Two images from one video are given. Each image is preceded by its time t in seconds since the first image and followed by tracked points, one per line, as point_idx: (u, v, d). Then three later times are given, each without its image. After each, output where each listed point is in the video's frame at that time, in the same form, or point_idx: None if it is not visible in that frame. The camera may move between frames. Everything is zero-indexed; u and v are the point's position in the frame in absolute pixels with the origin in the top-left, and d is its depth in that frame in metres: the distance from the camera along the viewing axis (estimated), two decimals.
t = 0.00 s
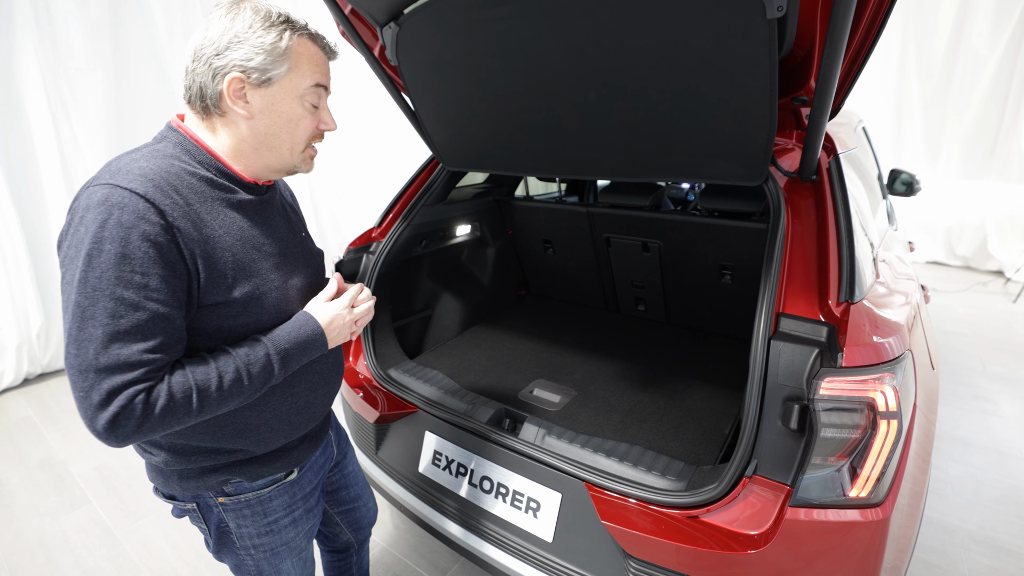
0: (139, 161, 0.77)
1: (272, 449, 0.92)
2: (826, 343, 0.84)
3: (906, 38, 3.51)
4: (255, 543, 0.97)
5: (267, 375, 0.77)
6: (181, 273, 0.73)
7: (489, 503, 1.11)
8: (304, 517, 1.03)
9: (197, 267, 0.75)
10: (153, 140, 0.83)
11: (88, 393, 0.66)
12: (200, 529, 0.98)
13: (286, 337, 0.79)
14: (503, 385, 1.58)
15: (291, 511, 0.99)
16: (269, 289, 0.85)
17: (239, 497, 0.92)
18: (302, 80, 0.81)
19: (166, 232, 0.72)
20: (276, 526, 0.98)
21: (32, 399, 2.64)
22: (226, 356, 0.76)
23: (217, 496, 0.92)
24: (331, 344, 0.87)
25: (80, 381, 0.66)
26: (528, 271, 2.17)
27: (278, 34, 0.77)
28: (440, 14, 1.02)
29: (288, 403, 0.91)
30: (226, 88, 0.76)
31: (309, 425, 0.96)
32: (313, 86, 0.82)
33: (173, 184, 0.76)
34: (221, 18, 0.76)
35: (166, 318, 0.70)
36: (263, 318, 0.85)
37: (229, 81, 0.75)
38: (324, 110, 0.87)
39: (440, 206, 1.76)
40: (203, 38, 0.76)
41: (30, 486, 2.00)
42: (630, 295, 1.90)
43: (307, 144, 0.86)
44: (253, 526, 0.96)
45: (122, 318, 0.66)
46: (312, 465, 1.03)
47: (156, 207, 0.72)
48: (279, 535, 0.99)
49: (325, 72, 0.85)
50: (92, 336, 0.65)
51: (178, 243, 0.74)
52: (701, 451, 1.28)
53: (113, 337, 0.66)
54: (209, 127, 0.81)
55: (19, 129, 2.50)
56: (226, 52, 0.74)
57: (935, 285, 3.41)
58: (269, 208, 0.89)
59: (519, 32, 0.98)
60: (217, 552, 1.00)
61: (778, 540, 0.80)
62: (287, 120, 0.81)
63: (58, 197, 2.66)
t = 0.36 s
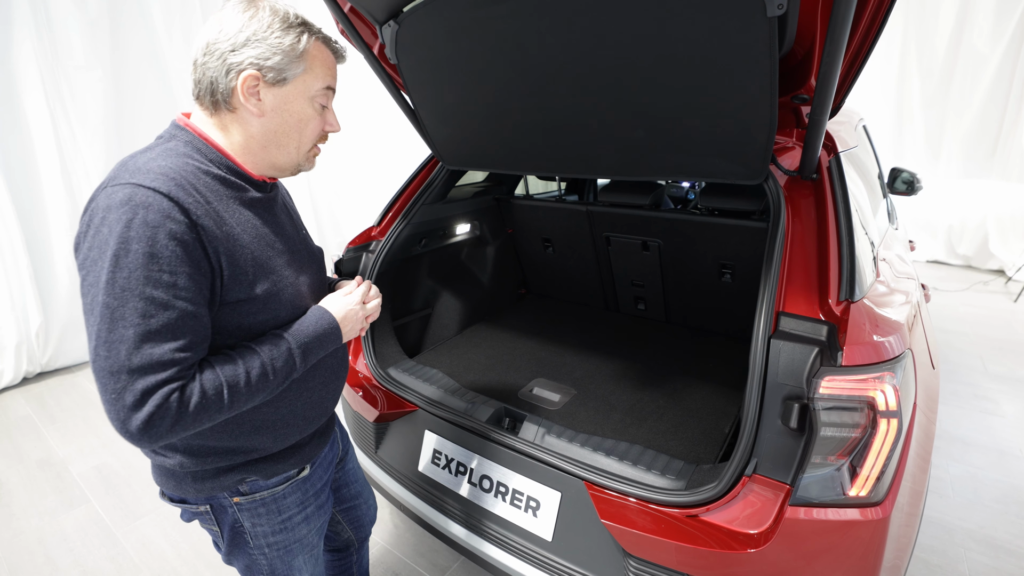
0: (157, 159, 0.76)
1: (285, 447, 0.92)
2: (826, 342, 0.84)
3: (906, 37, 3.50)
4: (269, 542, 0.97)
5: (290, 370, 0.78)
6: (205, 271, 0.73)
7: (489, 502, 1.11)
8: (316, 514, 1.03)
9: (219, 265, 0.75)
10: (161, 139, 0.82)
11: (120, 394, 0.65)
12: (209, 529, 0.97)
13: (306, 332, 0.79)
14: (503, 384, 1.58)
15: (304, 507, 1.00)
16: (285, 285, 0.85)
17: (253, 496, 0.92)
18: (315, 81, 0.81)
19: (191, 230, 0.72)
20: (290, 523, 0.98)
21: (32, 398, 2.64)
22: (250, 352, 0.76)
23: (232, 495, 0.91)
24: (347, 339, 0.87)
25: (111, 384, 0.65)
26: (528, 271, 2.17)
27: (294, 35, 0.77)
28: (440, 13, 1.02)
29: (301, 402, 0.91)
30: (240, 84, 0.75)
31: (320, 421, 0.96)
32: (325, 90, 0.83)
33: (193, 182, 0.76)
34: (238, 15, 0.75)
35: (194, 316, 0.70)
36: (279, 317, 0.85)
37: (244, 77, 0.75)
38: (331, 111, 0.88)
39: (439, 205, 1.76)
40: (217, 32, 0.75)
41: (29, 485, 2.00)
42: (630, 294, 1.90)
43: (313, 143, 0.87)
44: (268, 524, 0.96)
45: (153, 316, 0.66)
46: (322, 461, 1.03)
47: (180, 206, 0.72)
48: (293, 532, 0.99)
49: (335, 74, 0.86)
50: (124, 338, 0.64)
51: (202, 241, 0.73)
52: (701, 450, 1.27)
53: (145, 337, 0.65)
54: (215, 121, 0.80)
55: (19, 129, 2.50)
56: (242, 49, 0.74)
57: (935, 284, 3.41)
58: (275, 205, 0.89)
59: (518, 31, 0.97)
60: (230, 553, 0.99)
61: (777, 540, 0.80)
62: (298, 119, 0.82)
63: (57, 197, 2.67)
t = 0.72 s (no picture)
0: (151, 164, 0.76)
1: (286, 450, 0.92)
2: (825, 341, 0.84)
3: (905, 36, 3.51)
4: (271, 545, 0.97)
5: (289, 378, 0.78)
6: (200, 277, 0.73)
7: (489, 501, 1.11)
8: (318, 516, 1.03)
9: (215, 271, 0.75)
10: (156, 141, 0.82)
11: (113, 404, 0.65)
12: (211, 532, 0.98)
13: (305, 339, 0.79)
14: (503, 383, 1.58)
15: (306, 510, 1.00)
16: (283, 290, 0.85)
17: (255, 499, 0.92)
18: (327, 91, 0.82)
19: (185, 237, 0.72)
20: (292, 527, 0.98)
21: (32, 397, 2.64)
22: (247, 360, 0.76)
23: (233, 498, 0.91)
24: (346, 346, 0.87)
25: (105, 393, 0.65)
26: (527, 270, 2.17)
27: (309, 44, 0.78)
28: (439, 12, 1.02)
29: (304, 403, 0.91)
30: (252, 90, 0.76)
31: (321, 423, 0.96)
32: (336, 100, 0.84)
33: (186, 187, 0.76)
34: (255, 20, 0.76)
35: (188, 324, 0.70)
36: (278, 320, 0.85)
37: (257, 84, 0.75)
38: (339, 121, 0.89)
39: (439, 204, 1.77)
40: (232, 36, 0.75)
41: (29, 483, 2.00)
42: (630, 293, 1.90)
43: (319, 151, 0.87)
44: (269, 527, 0.96)
45: (146, 326, 0.66)
46: (323, 464, 1.03)
47: (173, 212, 0.72)
48: (295, 535, 0.99)
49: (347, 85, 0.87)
50: (117, 347, 0.65)
51: (197, 247, 0.74)
52: (701, 449, 1.27)
53: (138, 347, 0.65)
54: (222, 123, 0.80)
55: (19, 129, 2.50)
56: (257, 56, 0.75)
57: (934, 283, 3.42)
58: (273, 207, 0.89)
59: (518, 30, 0.97)
60: (231, 556, 1.00)
61: (776, 537, 0.80)
62: (306, 128, 0.82)
63: (57, 196, 2.66)
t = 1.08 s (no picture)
0: (134, 159, 0.76)
1: (284, 453, 0.92)
2: (825, 340, 0.84)
3: (905, 36, 3.50)
4: (270, 548, 0.97)
5: (276, 383, 0.76)
6: (180, 273, 0.72)
7: (489, 500, 1.11)
8: (317, 520, 1.03)
9: (198, 266, 0.75)
10: (141, 138, 0.83)
11: (88, 402, 0.65)
12: (210, 535, 0.98)
13: (295, 344, 0.78)
14: (502, 382, 1.58)
15: (305, 514, 1.00)
16: (275, 284, 0.85)
17: (253, 503, 0.92)
18: (296, 63, 0.81)
19: (164, 232, 0.72)
20: (291, 531, 0.98)
21: (31, 396, 2.63)
22: (232, 362, 0.75)
23: (232, 502, 0.91)
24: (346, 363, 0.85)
25: (80, 391, 0.65)
26: (527, 269, 2.17)
27: (269, 16, 0.77)
28: (439, 11, 1.02)
29: (303, 403, 0.90)
30: (222, 74, 0.76)
31: (320, 426, 0.96)
32: (309, 72, 0.83)
33: (167, 182, 0.76)
34: (213, 6, 0.76)
35: (165, 321, 0.69)
36: (270, 316, 0.85)
37: (224, 65, 0.75)
38: (319, 97, 0.88)
39: (439, 203, 1.77)
40: (194, 26, 0.76)
41: (29, 483, 2.00)
42: (629, 293, 1.90)
43: (304, 129, 0.87)
44: (268, 531, 0.96)
45: (120, 323, 0.66)
46: (323, 467, 1.03)
47: (151, 207, 0.71)
48: (294, 539, 0.99)
49: (319, 57, 0.85)
50: (90, 345, 0.64)
51: (176, 242, 0.73)
52: (700, 450, 1.27)
53: (110, 345, 0.65)
54: (205, 116, 0.81)
55: (18, 129, 2.50)
56: (218, 37, 0.75)
57: (933, 283, 3.42)
58: (267, 201, 0.89)
59: (518, 29, 0.97)
60: (229, 559, 0.99)
61: (775, 537, 0.80)
62: (284, 104, 0.82)
63: (55, 195, 2.66)
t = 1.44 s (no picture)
0: (139, 149, 0.77)
1: (276, 456, 0.92)
2: (823, 340, 0.84)
3: (905, 35, 3.51)
4: (260, 552, 0.97)
5: (263, 381, 0.75)
6: (176, 262, 0.73)
7: (488, 500, 1.11)
8: (309, 525, 1.03)
9: (197, 256, 0.75)
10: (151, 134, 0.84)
11: (73, 384, 0.65)
12: (203, 537, 0.98)
13: (287, 344, 0.77)
14: (502, 382, 1.58)
15: (297, 519, 1.00)
16: (273, 279, 0.85)
17: (245, 507, 0.93)
18: (300, 67, 0.81)
19: (162, 220, 0.72)
20: (282, 535, 0.99)
21: (31, 396, 2.63)
22: (221, 355, 0.74)
23: (223, 506, 0.91)
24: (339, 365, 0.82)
25: (67, 371, 0.65)
26: (527, 269, 2.17)
27: (277, 21, 0.78)
28: (438, 11, 1.02)
29: (297, 402, 0.90)
30: (227, 73, 0.77)
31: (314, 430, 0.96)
32: (313, 77, 0.83)
33: (171, 172, 0.76)
34: (225, 9, 0.78)
35: (157, 309, 0.69)
36: (267, 311, 0.84)
37: (229, 66, 0.76)
38: (323, 102, 0.87)
39: (439, 203, 1.77)
40: (206, 28, 0.77)
41: (28, 483, 2.00)
42: (629, 292, 1.90)
43: (305, 132, 0.86)
44: (259, 535, 0.96)
45: (110, 307, 0.66)
46: (318, 472, 1.03)
47: (152, 195, 0.72)
48: (284, 543, 0.99)
49: (325, 63, 0.85)
50: (79, 327, 0.65)
51: (175, 231, 0.73)
52: (699, 449, 1.27)
53: (100, 329, 0.65)
54: (209, 114, 0.82)
55: (17, 128, 2.49)
56: (226, 38, 0.76)
57: (933, 283, 3.42)
58: (269, 201, 0.89)
59: (517, 29, 0.97)
60: (219, 560, 1.00)
61: (774, 537, 0.81)
62: (285, 107, 0.82)
63: (55, 196, 2.66)
